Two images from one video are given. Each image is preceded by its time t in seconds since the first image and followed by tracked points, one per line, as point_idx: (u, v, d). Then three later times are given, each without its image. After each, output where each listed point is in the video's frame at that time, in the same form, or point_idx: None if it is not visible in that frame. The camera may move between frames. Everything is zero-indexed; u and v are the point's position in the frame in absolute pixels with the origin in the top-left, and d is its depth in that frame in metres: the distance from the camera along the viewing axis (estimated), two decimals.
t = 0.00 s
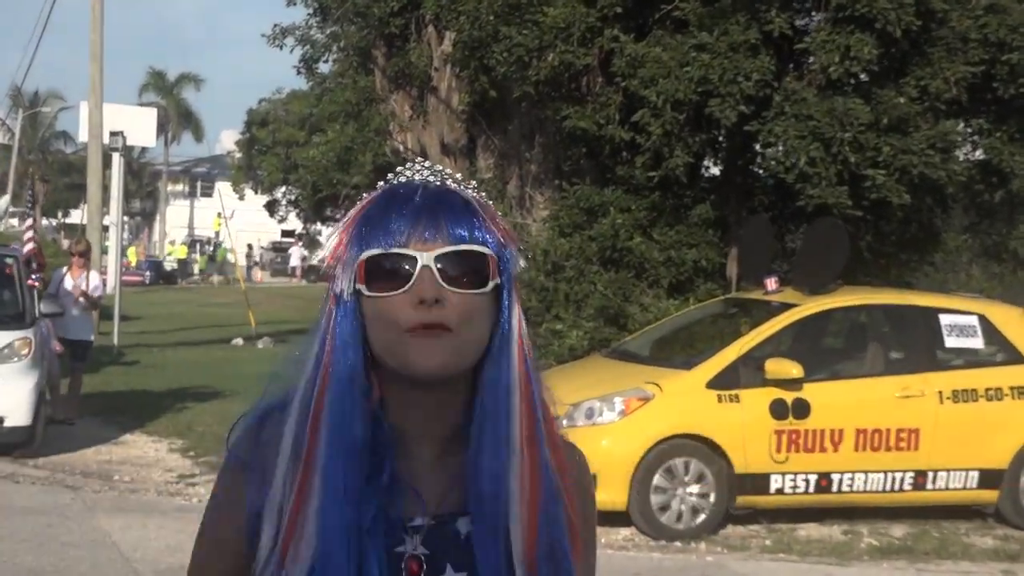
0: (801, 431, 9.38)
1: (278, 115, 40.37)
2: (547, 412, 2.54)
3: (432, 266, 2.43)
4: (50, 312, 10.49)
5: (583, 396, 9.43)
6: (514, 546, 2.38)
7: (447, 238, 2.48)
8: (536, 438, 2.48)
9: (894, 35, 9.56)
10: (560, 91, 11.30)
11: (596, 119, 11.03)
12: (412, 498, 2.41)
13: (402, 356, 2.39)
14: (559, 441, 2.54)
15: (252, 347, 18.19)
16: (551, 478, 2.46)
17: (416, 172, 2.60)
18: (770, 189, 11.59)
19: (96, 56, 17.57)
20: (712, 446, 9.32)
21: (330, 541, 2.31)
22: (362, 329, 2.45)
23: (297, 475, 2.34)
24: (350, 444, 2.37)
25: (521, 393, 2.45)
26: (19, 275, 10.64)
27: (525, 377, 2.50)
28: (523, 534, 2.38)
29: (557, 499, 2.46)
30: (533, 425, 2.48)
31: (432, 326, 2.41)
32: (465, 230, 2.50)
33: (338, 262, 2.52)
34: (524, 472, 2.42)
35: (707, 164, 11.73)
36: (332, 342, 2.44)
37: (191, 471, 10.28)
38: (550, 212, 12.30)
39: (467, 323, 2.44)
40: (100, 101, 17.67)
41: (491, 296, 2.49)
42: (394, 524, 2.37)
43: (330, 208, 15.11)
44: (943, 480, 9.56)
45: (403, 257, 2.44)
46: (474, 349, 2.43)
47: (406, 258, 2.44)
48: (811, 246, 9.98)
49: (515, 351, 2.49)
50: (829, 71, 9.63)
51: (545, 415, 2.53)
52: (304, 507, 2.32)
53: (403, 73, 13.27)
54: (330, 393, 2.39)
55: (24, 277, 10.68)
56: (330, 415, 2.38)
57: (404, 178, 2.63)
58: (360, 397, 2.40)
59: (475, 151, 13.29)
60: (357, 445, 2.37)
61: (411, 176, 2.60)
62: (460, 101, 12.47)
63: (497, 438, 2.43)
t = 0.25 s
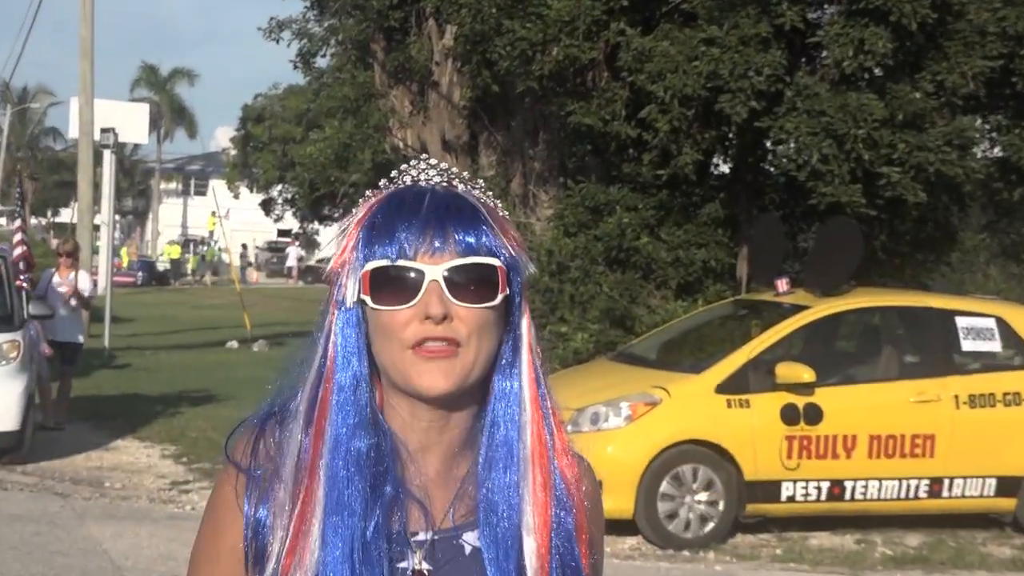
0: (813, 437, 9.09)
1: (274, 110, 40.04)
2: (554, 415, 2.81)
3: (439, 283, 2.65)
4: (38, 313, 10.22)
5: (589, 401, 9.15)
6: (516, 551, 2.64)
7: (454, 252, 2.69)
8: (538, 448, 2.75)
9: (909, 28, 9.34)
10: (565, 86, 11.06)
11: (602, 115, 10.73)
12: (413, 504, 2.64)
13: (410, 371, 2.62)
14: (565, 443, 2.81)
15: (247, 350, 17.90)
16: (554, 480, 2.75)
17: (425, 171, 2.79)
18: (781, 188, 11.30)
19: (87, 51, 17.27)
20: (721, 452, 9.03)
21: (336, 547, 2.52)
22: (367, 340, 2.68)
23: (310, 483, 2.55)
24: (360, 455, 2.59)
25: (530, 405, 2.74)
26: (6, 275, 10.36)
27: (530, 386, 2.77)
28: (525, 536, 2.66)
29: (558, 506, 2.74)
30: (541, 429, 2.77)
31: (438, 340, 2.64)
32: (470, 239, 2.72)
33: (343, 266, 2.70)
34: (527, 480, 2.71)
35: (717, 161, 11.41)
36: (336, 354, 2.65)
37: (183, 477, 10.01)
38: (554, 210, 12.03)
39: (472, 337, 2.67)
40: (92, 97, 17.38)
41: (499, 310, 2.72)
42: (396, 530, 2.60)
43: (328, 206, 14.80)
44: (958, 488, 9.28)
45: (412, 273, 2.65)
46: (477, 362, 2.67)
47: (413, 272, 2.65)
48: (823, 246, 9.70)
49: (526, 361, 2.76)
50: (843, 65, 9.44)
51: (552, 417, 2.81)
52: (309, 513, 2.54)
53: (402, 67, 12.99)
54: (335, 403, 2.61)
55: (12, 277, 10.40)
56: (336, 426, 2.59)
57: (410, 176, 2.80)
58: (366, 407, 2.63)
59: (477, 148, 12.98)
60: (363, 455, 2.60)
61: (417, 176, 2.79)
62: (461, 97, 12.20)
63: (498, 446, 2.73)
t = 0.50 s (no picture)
0: (824, 443, 8.77)
1: (266, 102, 39.67)
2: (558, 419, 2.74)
3: (436, 283, 2.60)
4: (22, 314, 9.91)
5: (592, 404, 8.84)
6: (516, 558, 2.58)
7: (452, 249, 2.64)
8: (540, 451, 2.68)
9: (926, 20, 9.11)
10: (567, 80, 10.74)
11: (606, 109, 10.47)
12: (411, 509, 2.59)
13: (408, 374, 2.57)
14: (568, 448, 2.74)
15: (237, 352, 17.59)
16: (557, 485, 2.68)
17: (423, 166, 2.71)
18: (792, 186, 11.01)
19: (71, 41, 16.98)
20: (729, 459, 8.71)
21: (331, 555, 2.47)
22: (363, 341, 2.63)
23: (302, 490, 2.50)
24: (355, 461, 2.54)
25: (531, 408, 2.67)
26: None
27: (531, 389, 2.70)
28: (525, 544, 2.60)
29: (562, 511, 2.68)
30: (544, 434, 2.70)
31: (434, 343, 2.60)
32: (470, 235, 2.66)
33: (337, 265, 2.65)
34: (527, 485, 2.65)
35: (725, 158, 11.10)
36: (330, 355, 2.60)
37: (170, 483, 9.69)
38: (557, 208, 11.73)
39: (470, 339, 2.62)
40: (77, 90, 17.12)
41: (498, 311, 2.67)
42: (392, 537, 2.54)
43: (323, 203, 14.48)
44: (975, 496, 8.95)
45: (409, 272, 2.60)
46: (476, 364, 2.62)
47: (409, 271, 2.60)
48: (836, 245, 9.37)
49: (526, 363, 2.70)
50: (856, 59, 9.26)
51: (556, 422, 2.74)
52: (308, 515, 2.49)
53: (400, 60, 12.69)
54: (329, 405, 2.56)
55: None
56: (330, 429, 2.54)
57: (407, 169, 2.73)
58: (362, 409, 2.58)
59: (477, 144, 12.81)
60: (357, 459, 2.54)
61: (414, 167, 2.73)
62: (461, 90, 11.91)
63: (498, 450, 2.67)
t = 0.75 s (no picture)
0: (838, 445, 8.50)
1: (263, 95, 39.37)
2: (557, 418, 2.83)
3: (435, 279, 2.69)
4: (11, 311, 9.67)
5: (599, 405, 8.59)
6: (511, 560, 2.66)
7: (451, 250, 2.73)
8: (537, 454, 2.76)
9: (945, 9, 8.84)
10: (573, 70, 10.55)
11: (613, 101, 10.19)
12: (407, 513, 2.68)
13: (407, 375, 2.66)
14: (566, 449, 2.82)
15: (232, 351, 17.31)
16: (555, 487, 2.76)
17: (423, 159, 2.83)
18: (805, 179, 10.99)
19: (63, 32, 16.79)
20: (739, 462, 8.45)
21: (322, 562, 2.51)
22: (359, 339, 2.71)
23: (298, 491, 2.56)
24: (351, 462, 2.61)
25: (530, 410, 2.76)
26: None
27: (530, 388, 2.79)
28: (521, 547, 2.68)
29: (560, 514, 2.75)
30: (541, 436, 2.78)
31: (432, 341, 2.68)
32: (469, 235, 2.75)
33: (334, 259, 2.73)
34: (524, 487, 2.73)
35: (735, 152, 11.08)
36: (325, 353, 2.66)
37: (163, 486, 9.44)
38: (561, 201, 11.48)
39: (468, 338, 2.71)
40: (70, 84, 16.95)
41: (496, 309, 2.76)
42: (388, 540, 2.64)
43: (321, 198, 14.21)
44: (994, 501, 8.67)
45: (407, 271, 2.69)
46: (474, 363, 2.70)
47: (408, 267, 2.69)
48: (850, 241, 9.10)
49: (526, 363, 2.79)
50: (873, 49, 9.00)
51: (555, 423, 2.82)
52: (295, 522, 2.54)
53: (401, 49, 12.46)
54: (323, 405, 2.62)
55: None
56: (322, 430, 2.60)
57: (407, 163, 2.84)
58: (357, 411, 2.65)
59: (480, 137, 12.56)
60: (354, 459, 2.61)
61: (415, 163, 2.83)
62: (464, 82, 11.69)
63: (495, 451, 2.76)
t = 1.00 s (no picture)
0: (856, 452, 8.19)
1: (261, 87, 39.00)
2: (556, 418, 2.72)
3: (430, 274, 2.60)
4: None
5: (608, 410, 8.27)
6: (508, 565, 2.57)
7: (446, 244, 2.64)
8: (535, 454, 2.66)
9: None
10: (582, 62, 10.34)
11: (623, 95, 10.06)
12: (401, 518, 2.58)
13: (400, 373, 2.56)
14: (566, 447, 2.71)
15: (226, 352, 16.96)
16: (553, 488, 2.65)
17: (418, 153, 2.74)
18: (821, 175, 10.84)
19: (54, 23, 16.45)
20: (753, 469, 8.14)
21: (312, 564, 2.44)
22: (353, 336, 2.63)
23: (287, 494, 2.48)
24: (343, 463, 2.52)
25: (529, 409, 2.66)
26: None
27: (528, 387, 2.69)
28: (517, 551, 2.58)
29: (560, 516, 2.64)
30: (539, 435, 2.67)
31: (428, 337, 2.58)
32: (466, 228, 2.66)
33: (325, 255, 2.64)
34: (520, 489, 2.63)
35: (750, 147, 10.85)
36: (317, 351, 2.58)
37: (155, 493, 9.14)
38: (568, 198, 11.22)
39: (467, 333, 2.61)
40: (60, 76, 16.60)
41: (495, 304, 2.67)
42: (381, 544, 2.54)
43: (320, 195, 13.91)
44: (1016, 509, 8.39)
45: (401, 266, 2.59)
46: (473, 360, 2.61)
47: (403, 262, 2.60)
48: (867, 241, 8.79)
49: (523, 362, 2.70)
50: (893, 41, 8.76)
51: (554, 422, 2.72)
52: (282, 526, 2.46)
53: (404, 40, 12.22)
54: (314, 406, 2.54)
55: None
56: (312, 430, 2.52)
57: (402, 156, 2.75)
58: (348, 410, 2.57)
59: (485, 132, 12.25)
60: (343, 460, 2.53)
61: (410, 157, 2.74)
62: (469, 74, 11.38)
63: (490, 452, 2.66)
